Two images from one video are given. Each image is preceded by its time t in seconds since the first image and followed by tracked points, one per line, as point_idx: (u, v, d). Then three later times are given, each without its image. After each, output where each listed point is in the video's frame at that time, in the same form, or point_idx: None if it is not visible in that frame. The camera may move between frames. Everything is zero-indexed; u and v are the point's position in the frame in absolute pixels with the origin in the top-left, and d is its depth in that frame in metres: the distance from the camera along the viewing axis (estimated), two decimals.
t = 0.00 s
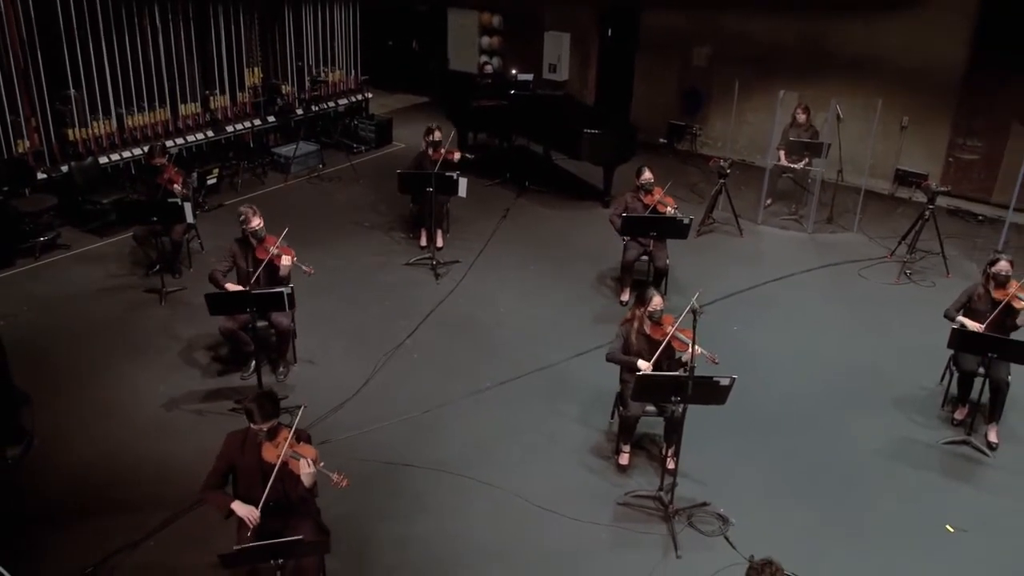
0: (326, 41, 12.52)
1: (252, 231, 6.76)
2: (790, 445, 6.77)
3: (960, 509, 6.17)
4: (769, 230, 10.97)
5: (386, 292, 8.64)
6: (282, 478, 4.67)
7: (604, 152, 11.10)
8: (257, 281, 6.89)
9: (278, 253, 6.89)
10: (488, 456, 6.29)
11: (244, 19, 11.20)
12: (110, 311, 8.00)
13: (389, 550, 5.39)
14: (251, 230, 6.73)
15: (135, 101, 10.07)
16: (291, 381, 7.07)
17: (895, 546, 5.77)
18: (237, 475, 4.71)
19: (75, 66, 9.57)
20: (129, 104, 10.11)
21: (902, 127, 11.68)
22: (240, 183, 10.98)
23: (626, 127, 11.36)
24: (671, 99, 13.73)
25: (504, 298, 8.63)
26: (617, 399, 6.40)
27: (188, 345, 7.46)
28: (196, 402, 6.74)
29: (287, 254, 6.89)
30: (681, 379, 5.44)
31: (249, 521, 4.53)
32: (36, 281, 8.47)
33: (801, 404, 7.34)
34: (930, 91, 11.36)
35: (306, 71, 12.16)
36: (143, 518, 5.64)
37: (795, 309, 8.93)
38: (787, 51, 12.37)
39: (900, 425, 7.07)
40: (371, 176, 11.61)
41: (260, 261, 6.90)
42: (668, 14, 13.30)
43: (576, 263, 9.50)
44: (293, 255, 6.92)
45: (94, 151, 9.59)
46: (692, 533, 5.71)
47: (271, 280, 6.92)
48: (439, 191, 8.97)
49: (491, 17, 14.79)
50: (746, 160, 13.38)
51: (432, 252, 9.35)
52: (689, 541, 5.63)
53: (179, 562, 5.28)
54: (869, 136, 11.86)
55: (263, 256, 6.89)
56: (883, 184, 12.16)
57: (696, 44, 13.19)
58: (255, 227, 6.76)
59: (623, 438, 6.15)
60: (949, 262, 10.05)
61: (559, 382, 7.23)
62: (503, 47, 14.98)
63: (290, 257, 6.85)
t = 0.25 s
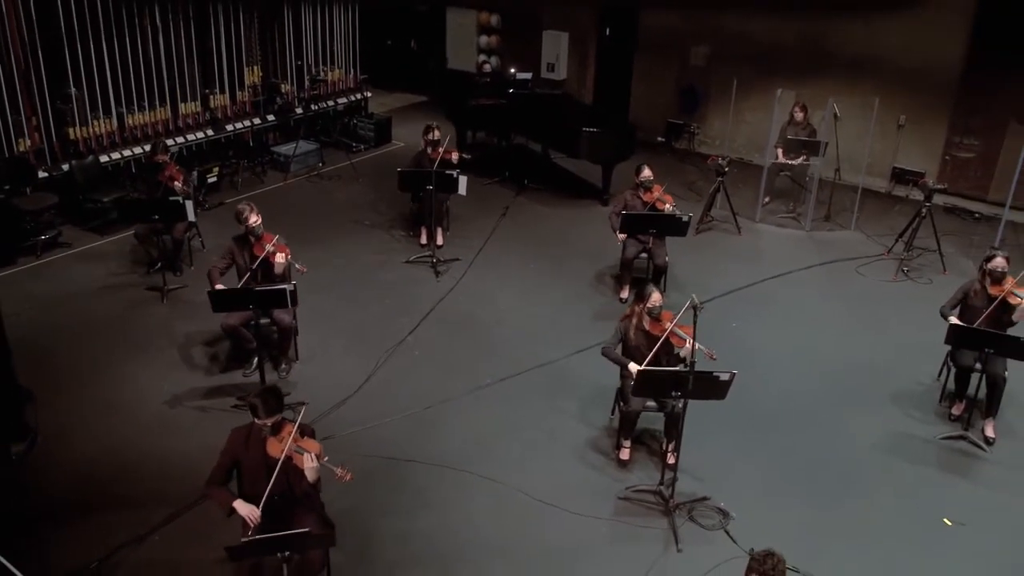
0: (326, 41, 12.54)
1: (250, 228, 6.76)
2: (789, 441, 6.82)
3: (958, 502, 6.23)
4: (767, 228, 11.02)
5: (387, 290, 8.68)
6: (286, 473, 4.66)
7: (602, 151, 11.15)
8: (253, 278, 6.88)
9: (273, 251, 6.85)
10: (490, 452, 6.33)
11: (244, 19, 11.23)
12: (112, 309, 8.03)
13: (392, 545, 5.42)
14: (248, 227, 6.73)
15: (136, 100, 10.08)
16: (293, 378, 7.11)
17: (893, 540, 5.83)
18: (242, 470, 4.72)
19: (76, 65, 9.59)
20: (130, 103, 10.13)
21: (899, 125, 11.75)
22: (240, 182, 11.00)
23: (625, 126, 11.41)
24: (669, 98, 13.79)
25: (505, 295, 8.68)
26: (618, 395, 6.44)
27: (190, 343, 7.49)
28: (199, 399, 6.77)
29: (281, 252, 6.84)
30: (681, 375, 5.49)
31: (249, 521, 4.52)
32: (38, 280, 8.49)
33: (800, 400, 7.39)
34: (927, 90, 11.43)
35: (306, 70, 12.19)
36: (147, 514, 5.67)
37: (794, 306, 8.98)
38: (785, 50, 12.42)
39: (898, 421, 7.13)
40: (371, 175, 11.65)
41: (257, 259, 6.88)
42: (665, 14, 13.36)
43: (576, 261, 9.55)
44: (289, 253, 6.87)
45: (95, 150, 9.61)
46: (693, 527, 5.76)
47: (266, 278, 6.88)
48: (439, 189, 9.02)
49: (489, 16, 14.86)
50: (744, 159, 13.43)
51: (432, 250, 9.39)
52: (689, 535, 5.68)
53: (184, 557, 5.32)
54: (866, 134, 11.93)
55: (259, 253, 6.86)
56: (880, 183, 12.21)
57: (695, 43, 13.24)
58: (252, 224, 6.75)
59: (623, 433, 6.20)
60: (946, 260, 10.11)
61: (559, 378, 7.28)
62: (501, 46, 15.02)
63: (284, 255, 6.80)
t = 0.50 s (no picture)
0: (332, 40, 12.56)
1: (255, 226, 6.80)
2: (794, 438, 6.86)
3: (962, 499, 6.26)
4: (771, 227, 11.05)
5: (392, 287, 8.72)
6: (294, 467, 4.67)
7: (606, 150, 11.19)
8: (258, 275, 6.93)
9: (276, 248, 6.89)
10: (497, 447, 6.37)
11: (250, 18, 11.27)
12: (120, 305, 8.07)
13: (399, 539, 5.46)
14: (252, 224, 6.76)
15: (143, 99, 10.11)
16: (300, 375, 7.15)
17: (897, 536, 5.87)
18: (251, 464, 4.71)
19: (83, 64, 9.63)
20: (137, 102, 10.13)
21: (903, 124, 11.77)
22: (246, 180, 11.02)
23: (629, 125, 11.45)
24: (673, 98, 13.82)
25: (510, 293, 8.72)
26: (623, 391, 6.47)
27: (198, 339, 7.53)
28: (207, 395, 6.82)
29: (284, 250, 6.88)
30: (687, 371, 5.52)
31: (252, 519, 4.53)
32: (46, 277, 8.53)
33: (804, 397, 7.42)
34: (930, 90, 11.46)
35: (312, 69, 12.23)
36: (156, 508, 5.71)
37: (798, 305, 9.01)
38: (789, 50, 12.45)
39: (902, 418, 7.16)
40: (376, 173, 11.69)
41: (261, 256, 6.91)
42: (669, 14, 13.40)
43: (580, 259, 9.59)
44: (291, 252, 6.93)
45: (103, 148, 9.63)
46: (698, 522, 5.79)
47: (268, 276, 6.92)
48: (444, 187, 9.06)
49: (493, 15, 14.74)
50: (748, 158, 13.46)
51: (437, 248, 9.43)
52: (695, 530, 5.71)
53: (193, 550, 5.36)
54: (869, 134, 11.95)
55: (263, 251, 6.90)
56: (884, 182, 12.22)
57: (698, 43, 13.28)
58: (258, 222, 6.79)
59: (629, 429, 6.24)
60: (949, 258, 10.14)
61: (565, 375, 7.32)
62: (505, 45, 14.99)
63: (286, 254, 6.84)
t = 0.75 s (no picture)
0: (342, 38, 12.64)
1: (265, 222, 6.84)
2: (803, 435, 6.89)
3: (971, 496, 6.29)
4: (780, 226, 11.07)
5: (403, 284, 8.78)
6: (308, 459, 4.73)
7: (616, 148, 11.23)
8: (269, 271, 6.98)
9: (287, 245, 6.94)
10: (508, 443, 6.42)
11: (262, 17, 11.36)
12: (133, 301, 8.12)
13: (411, 532, 5.51)
14: (263, 220, 6.80)
15: (156, 96, 10.22)
16: (312, 370, 7.21)
17: (906, 533, 5.90)
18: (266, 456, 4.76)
19: (97, 62, 9.68)
20: (150, 99, 10.23)
21: (912, 124, 11.78)
22: (258, 178, 11.10)
23: (638, 124, 11.49)
24: (682, 97, 13.84)
25: (520, 290, 8.77)
26: (634, 388, 6.51)
27: (210, 334, 7.58)
28: (221, 389, 6.87)
29: (294, 248, 6.91)
30: (697, 367, 5.56)
31: (259, 517, 4.54)
32: (60, 272, 8.60)
33: (813, 395, 7.45)
34: (940, 89, 11.46)
35: (323, 68, 12.31)
36: (170, 501, 5.76)
37: (807, 303, 9.04)
38: (799, 49, 12.46)
39: (911, 415, 7.19)
40: (386, 171, 11.75)
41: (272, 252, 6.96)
42: (678, 14, 13.43)
43: (590, 257, 9.63)
44: (302, 249, 6.95)
45: (116, 145, 9.75)
46: (708, 517, 5.83)
47: (276, 272, 6.97)
48: (455, 184, 9.11)
49: (504, 14, 14.90)
50: (757, 157, 13.47)
51: (448, 245, 9.48)
52: (704, 525, 5.75)
53: (208, 541, 5.40)
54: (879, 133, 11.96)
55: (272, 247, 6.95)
56: (893, 181, 12.23)
57: (708, 43, 13.31)
58: (268, 218, 6.82)
59: (639, 425, 6.28)
60: (958, 258, 10.15)
61: (575, 371, 7.36)
62: (514, 45, 15.10)
63: (296, 251, 6.87)
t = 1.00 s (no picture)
0: (352, 37, 12.69)
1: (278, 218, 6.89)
2: (811, 433, 6.92)
3: (979, 493, 6.32)
4: (789, 225, 11.08)
5: (413, 282, 8.83)
6: (322, 453, 4.78)
7: (625, 147, 11.26)
8: (281, 267, 7.06)
9: (299, 241, 7.00)
10: (518, 439, 6.46)
11: (273, 16, 11.42)
12: (145, 297, 8.16)
13: (422, 526, 5.55)
14: (276, 216, 6.86)
15: (168, 94, 10.30)
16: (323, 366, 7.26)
17: (914, 530, 5.94)
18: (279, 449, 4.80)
19: (110, 60, 9.73)
20: (162, 97, 10.29)
21: (921, 124, 11.78)
22: (268, 175, 11.16)
23: (647, 123, 11.52)
24: (691, 97, 13.87)
25: (530, 288, 8.81)
26: (643, 384, 6.55)
27: (222, 330, 7.62)
28: (233, 384, 6.91)
29: (306, 244, 6.98)
30: (707, 364, 5.59)
31: (270, 512, 4.53)
32: (72, 269, 8.65)
33: (822, 393, 7.47)
34: (949, 89, 11.46)
35: (333, 66, 12.37)
36: (183, 494, 5.79)
37: (816, 301, 9.06)
38: (808, 48, 12.46)
39: (919, 414, 7.21)
40: (396, 170, 11.80)
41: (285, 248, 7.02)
42: (687, 14, 13.46)
43: (599, 255, 9.67)
44: (314, 245, 7.04)
45: (127, 142, 9.80)
46: (717, 513, 5.87)
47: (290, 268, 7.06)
48: (465, 183, 9.17)
49: (513, 14, 15.01)
50: (766, 157, 13.48)
51: (458, 243, 9.52)
52: (713, 521, 5.79)
53: (221, 534, 5.44)
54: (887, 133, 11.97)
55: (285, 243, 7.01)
56: (902, 181, 12.23)
57: (717, 42, 13.33)
58: (281, 214, 6.88)
59: (648, 421, 6.32)
60: (967, 257, 10.16)
61: (584, 369, 7.40)
62: (524, 44, 15.16)
63: (309, 247, 6.96)
